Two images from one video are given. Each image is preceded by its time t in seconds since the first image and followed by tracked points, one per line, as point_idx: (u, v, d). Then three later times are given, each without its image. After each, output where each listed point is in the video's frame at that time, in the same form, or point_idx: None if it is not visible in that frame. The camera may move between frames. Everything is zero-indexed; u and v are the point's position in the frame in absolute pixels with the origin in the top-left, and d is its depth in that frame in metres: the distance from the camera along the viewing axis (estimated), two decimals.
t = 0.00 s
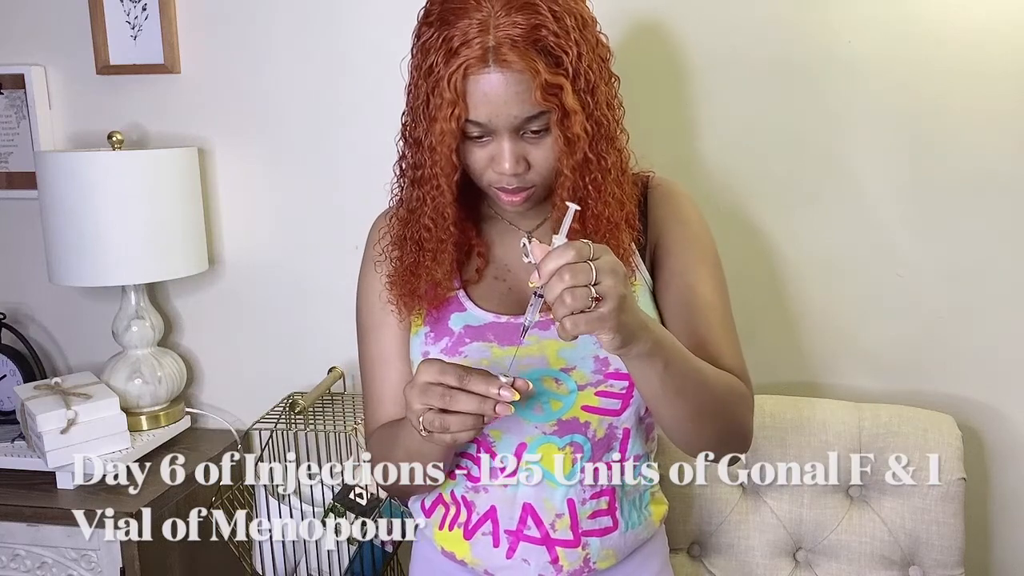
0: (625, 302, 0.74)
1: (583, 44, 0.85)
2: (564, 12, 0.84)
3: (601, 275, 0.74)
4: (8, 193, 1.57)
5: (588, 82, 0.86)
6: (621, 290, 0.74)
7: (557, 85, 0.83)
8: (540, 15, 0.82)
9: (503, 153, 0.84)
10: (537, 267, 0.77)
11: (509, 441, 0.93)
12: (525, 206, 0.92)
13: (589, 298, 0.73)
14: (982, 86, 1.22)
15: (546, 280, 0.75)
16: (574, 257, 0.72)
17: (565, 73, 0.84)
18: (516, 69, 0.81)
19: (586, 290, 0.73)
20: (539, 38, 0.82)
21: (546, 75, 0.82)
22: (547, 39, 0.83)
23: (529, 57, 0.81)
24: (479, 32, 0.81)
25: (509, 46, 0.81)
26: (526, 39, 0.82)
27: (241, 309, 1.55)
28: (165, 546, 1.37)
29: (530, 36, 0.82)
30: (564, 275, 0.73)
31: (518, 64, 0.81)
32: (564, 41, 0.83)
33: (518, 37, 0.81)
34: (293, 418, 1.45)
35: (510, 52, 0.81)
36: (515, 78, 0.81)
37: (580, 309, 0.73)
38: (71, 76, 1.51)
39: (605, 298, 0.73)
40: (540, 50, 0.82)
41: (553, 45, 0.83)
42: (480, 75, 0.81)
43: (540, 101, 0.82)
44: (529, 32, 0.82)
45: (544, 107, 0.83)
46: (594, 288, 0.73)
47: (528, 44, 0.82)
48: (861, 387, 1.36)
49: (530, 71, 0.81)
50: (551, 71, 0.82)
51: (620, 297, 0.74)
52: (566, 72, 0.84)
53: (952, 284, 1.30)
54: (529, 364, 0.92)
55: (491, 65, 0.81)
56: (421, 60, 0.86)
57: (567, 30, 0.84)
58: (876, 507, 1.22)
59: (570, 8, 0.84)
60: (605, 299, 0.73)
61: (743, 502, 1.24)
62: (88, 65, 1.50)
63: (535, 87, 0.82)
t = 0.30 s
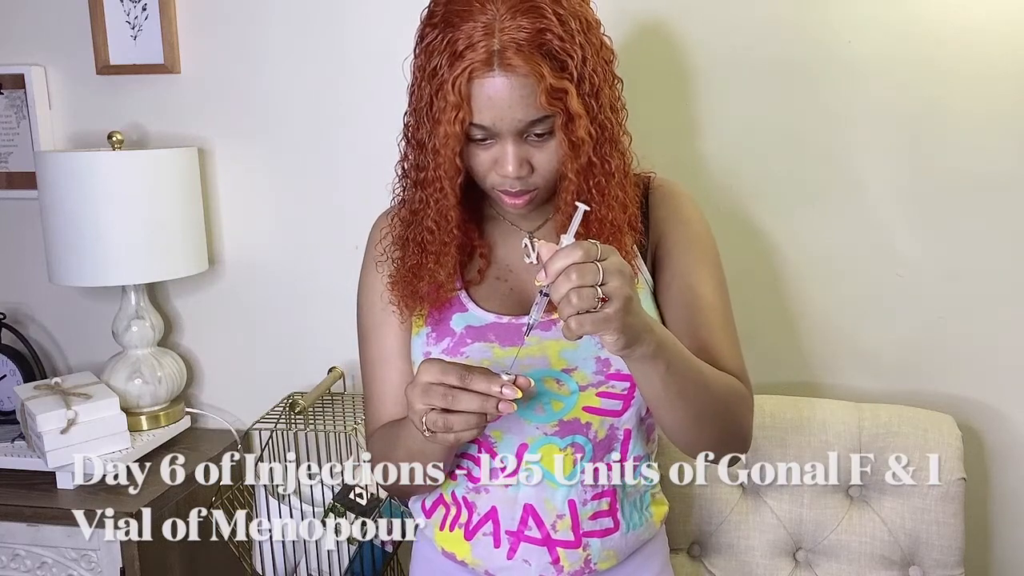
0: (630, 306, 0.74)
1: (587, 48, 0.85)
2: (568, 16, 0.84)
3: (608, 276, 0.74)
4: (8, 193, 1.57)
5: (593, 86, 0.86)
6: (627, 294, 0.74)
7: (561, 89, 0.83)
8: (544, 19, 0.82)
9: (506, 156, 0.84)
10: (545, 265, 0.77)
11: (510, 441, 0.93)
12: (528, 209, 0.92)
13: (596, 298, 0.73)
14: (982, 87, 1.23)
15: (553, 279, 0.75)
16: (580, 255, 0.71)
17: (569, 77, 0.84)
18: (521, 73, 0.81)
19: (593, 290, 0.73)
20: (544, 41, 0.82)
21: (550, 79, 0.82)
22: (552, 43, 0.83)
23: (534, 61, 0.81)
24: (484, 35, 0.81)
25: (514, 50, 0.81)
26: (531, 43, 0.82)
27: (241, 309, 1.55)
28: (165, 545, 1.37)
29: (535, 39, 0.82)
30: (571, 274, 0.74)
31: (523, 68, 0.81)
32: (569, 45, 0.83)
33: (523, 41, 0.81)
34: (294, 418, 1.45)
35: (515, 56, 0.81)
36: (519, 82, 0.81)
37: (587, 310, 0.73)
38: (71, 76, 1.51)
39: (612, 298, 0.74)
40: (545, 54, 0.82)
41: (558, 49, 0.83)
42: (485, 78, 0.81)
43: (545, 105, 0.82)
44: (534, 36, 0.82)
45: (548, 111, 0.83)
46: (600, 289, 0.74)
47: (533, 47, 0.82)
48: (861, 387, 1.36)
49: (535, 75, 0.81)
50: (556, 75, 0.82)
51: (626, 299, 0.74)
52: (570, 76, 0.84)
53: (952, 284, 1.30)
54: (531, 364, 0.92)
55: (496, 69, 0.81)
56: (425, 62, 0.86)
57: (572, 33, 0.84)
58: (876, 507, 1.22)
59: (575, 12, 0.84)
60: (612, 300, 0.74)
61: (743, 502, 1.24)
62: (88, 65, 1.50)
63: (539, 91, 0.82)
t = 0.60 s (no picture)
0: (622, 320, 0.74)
1: (584, 49, 0.85)
2: (565, 17, 0.84)
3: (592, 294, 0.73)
4: (8, 192, 1.57)
5: (590, 87, 0.87)
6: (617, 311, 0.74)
7: (558, 91, 0.83)
8: (541, 20, 0.82)
9: (503, 158, 0.84)
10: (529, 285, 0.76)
11: (509, 443, 0.93)
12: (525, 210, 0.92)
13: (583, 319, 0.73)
14: (982, 87, 1.23)
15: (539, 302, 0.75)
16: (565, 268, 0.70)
17: (565, 78, 0.84)
18: (517, 75, 0.81)
19: (579, 312, 0.73)
20: (541, 43, 0.82)
21: (546, 80, 0.82)
22: (548, 44, 0.83)
23: (530, 62, 0.81)
24: (480, 37, 0.81)
25: (510, 52, 0.81)
26: (527, 45, 0.82)
27: (241, 309, 1.55)
28: (165, 546, 1.37)
29: (532, 41, 0.82)
30: (557, 297, 0.73)
31: (520, 70, 0.81)
32: (565, 46, 0.83)
33: (519, 43, 0.81)
34: (294, 418, 1.45)
35: (511, 58, 0.81)
36: (516, 84, 0.81)
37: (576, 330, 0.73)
38: (71, 76, 1.51)
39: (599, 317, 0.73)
40: (542, 55, 0.82)
41: (555, 50, 0.83)
42: (481, 80, 0.81)
43: (542, 107, 0.82)
44: (531, 37, 0.82)
45: (545, 113, 0.83)
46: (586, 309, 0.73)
47: (529, 49, 0.82)
48: (861, 387, 1.36)
49: (531, 77, 0.81)
50: (552, 76, 0.82)
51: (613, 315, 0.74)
52: (567, 77, 0.84)
53: (952, 284, 1.30)
54: (530, 367, 0.92)
55: (492, 70, 0.81)
56: (422, 64, 0.86)
57: (569, 34, 0.84)
58: (876, 507, 1.22)
59: (572, 14, 0.84)
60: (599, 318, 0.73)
61: (743, 502, 1.24)
62: (89, 65, 1.50)
63: (536, 92, 0.82)
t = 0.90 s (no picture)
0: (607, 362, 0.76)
1: (561, 27, 0.86)
2: None
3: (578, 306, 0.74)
4: (8, 193, 1.57)
5: (567, 65, 0.87)
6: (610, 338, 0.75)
7: (532, 64, 0.83)
8: None
9: (481, 137, 0.84)
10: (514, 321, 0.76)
11: (500, 448, 0.92)
12: (509, 198, 0.92)
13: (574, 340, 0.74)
14: (982, 87, 1.23)
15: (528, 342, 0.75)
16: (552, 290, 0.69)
17: (541, 53, 0.84)
18: (492, 46, 0.81)
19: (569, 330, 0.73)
20: (516, 16, 0.83)
21: (520, 52, 0.82)
22: (523, 18, 0.83)
23: (504, 33, 0.81)
24: (456, 11, 0.82)
25: (485, 23, 0.81)
26: (502, 17, 0.82)
27: (241, 309, 1.55)
28: (165, 546, 1.37)
29: (507, 14, 0.83)
30: (548, 326, 0.73)
31: (494, 39, 0.81)
32: (541, 21, 0.84)
33: (494, 15, 0.82)
34: (294, 418, 1.44)
35: (486, 29, 0.81)
36: (491, 55, 0.81)
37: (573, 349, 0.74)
38: (71, 76, 1.51)
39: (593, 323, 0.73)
40: (516, 29, 0.83)
41: (530, 24, 0.83)
42: (456, 53, 0.82)
43: (516, 80, 0.82)
44: (506, 10, 0.83)
45: (520, 87, 0.83)
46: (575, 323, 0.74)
47: (504, 21, 0.82)
48: (861, 386, 1.36)
49: (505, 48, 0.81)
50: (526, 49, 0.83)
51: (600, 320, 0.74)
52: (542, 51, 0.84)
53: (952, 284, 1.30)
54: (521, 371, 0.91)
55: (466, 41, 0.81)
56: (402, 43, 0.87)
57: (545, 11, 0.85)
58: (876, 507, 1.22)
59: None
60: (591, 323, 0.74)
61: (744, 502, 1.24)
62: (89, 65, 1.50)
63: (510, 64, 0.82)
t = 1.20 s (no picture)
0: (567, 362, 0.74)
1: (549, 6, 0.87)
2: None
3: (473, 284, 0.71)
4: (8, 193, 1.57)
5: (553, 41, 0.88)
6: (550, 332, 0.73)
7: (515, 30, 0.84)
8: None
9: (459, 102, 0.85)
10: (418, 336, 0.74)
11: (476, 455, 0.91)
12: (492, 180, 0.91)
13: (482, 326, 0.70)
14: (982, 87, 1.23)
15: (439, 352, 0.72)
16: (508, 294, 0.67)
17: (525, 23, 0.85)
18: (476, 9, 0.83)
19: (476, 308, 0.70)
20: None
21: (504, 16, 0.83)
22: None
23: None
24: None
25: None
26: None
27: (241, 309, 1.55)
28: (165, 546, 1.37)
29: None
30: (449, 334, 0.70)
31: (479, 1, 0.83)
32: None
33: None
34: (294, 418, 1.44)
35: None
36: (474, 17, 0.83)
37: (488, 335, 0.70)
38: (71, 76, 1.51)
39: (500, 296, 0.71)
40: None
41: None
42: (441, 14, 0.84)
43: (497, 43, 0.83)
44: None
45: (500, 50, 0.84)
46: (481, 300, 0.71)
47: None
48: (860, 387, 1.36)
49: (489, 11, 0.83)
50: (511, 15, 0.84)
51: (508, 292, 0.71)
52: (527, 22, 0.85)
53: (951, 285, 1.30)
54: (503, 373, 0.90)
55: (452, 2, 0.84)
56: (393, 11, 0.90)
57: None
58: (877, 507, 1.22)
59: None
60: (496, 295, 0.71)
61: (744, 502, 1.24)
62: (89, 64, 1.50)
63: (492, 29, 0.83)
